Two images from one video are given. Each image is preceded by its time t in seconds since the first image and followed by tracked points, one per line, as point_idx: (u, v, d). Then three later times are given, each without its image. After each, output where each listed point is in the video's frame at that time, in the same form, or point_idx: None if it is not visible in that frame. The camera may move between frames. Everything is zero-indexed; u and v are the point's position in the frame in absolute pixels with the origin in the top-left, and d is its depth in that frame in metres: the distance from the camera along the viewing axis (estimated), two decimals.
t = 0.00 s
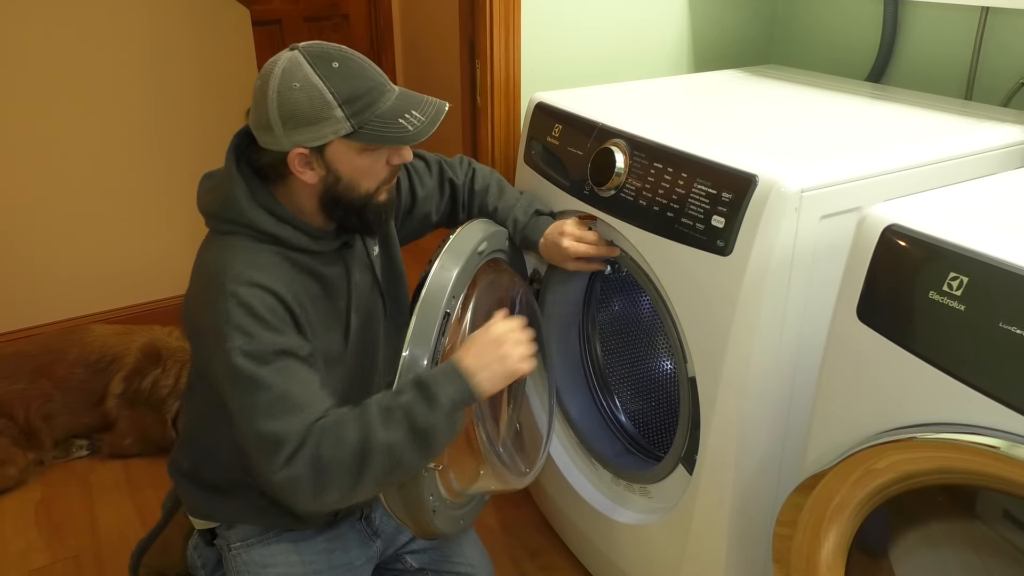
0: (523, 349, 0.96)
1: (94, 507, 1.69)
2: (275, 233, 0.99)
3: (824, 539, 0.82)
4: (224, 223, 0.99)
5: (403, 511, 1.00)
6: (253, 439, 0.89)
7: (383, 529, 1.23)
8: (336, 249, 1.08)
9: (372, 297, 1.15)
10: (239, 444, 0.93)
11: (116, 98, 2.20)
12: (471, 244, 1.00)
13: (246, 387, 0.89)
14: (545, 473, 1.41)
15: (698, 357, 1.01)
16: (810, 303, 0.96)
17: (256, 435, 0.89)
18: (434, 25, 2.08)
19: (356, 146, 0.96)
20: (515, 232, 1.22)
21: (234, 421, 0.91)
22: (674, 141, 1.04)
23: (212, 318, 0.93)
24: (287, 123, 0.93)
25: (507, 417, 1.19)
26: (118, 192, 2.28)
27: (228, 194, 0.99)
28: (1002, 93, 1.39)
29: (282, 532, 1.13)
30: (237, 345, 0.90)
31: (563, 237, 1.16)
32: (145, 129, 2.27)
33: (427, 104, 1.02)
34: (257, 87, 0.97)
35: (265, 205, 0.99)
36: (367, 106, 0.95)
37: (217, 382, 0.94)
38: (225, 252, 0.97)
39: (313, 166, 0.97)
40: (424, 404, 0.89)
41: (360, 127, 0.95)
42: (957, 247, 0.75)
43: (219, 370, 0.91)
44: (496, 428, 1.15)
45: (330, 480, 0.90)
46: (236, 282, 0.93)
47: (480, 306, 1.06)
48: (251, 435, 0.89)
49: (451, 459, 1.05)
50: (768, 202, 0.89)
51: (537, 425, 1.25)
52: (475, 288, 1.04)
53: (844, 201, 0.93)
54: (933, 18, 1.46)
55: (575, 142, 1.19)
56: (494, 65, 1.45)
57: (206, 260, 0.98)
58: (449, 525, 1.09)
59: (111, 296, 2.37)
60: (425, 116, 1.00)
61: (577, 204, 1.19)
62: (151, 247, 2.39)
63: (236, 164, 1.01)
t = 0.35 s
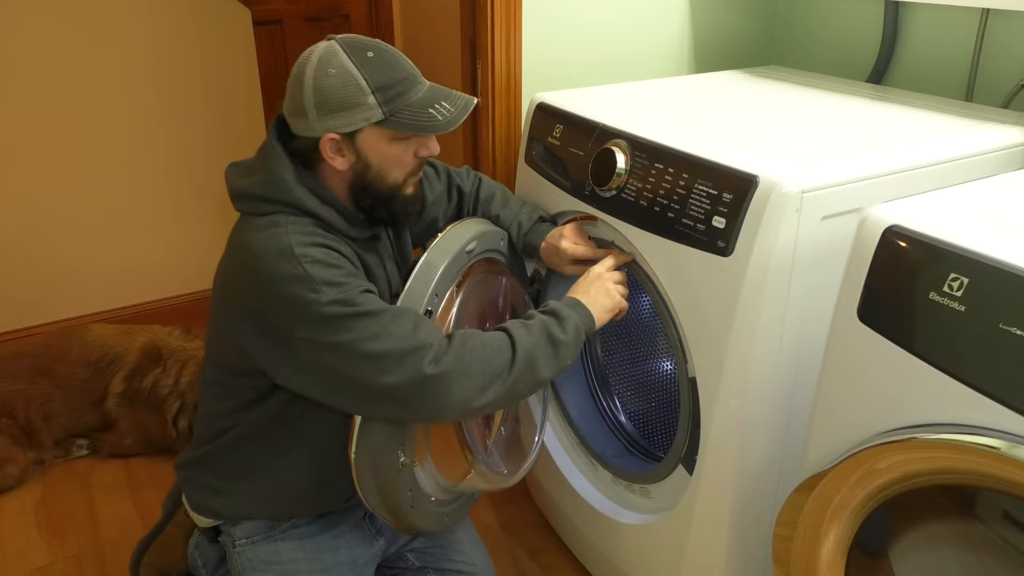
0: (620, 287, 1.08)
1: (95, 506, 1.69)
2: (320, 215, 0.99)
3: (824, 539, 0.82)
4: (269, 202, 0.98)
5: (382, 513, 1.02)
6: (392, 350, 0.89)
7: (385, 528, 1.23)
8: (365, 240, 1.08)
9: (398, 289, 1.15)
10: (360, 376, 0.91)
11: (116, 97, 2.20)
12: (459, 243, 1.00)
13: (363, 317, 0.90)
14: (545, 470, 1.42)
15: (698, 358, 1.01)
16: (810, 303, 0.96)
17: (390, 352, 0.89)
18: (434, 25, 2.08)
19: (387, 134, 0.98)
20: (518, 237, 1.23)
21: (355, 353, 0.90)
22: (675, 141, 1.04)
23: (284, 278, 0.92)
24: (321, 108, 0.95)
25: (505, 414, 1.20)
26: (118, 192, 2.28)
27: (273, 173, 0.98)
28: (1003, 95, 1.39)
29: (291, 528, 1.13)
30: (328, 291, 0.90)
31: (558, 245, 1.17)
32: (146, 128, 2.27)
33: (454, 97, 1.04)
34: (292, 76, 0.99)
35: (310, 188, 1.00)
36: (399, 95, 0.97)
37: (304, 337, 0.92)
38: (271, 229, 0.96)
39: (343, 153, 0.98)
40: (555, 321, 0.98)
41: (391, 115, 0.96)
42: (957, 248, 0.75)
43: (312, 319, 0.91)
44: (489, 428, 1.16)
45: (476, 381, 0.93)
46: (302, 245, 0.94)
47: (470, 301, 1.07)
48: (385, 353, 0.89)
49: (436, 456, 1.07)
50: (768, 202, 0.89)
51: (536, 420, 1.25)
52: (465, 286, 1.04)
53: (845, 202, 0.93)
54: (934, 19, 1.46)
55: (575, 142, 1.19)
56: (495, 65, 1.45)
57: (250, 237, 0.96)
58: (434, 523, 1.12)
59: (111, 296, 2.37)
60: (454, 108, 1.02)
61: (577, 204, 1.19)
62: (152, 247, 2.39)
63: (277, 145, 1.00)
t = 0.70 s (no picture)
0: (614, 288, 1.09)
1: (94, 506, 1.69)
2: (320, 215, 0.99)
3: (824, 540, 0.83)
4: (270, 202, 0.99)
5: (381, 513, 1.02)
6: (390, 347, 0.89)
7: (385, 528, 1.23)
8: (367, 241, 1.08)
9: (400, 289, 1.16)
10: (359, 374, 0.91)
11: (116, 97, 2.20)
12: (459, 244, 1.00)
13: (361, 314, 0.89)
14: (545, 469, 1.42)
15: (699, 359, 1.01)
16: (811, 305, 0.96)
17: (388, 350, 0.89)
18: (435, 26, 2.08)
19: (392, 137, 0.98)
20: (518, 238, 1.23)
21: (353, 351, 0.89)
22: (677, 142, 1.04)
23: (284, 277, 0.92)
24: (327, 109, 0.95)
25: (503, 415, 1.19)
26: (118, 193, 2.29)
27: (274, 172, 0.98)
28: (1002, 98, 1.40)
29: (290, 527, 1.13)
30: (326, 289, 0.90)
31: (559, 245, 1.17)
32: (146, 127, 2.27)
33: (461, 103, 1.04)
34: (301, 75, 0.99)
35: (311, 188, 1.00)
36: (405, 99, 0.97)
37: (302, 336, 0.92)
38: (272, 229, 0.96)
39: (348, 154, 0.98)
40: (553, 326, 0.99)
41: (397, 118, 0.96)
42: (958, 250, 0.75)
43: (310, 317, 0.90)
44: (488, 429, 1.16)
45: (474, 380, 0.93)
46: (301, 245, 0.94)
47: (469, 303, 1.07)
48: (384, 350, 0.89)
49: (437, 456, 1.07)
50: (770, 203, 0.89)
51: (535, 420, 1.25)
52: (465, 286, 1.04)
53: (846, 203, 0.93)
54: (935, 21, 1.46)
55: (576, 143, 1.19)
56: (496, 66, 1.46)
57: (251, 237, 0.97)
58: (433, 523, 1.12)
59: (112, 296, 2.37)
60: (460, 115, 1.02)
61: (579, 205, 1.19)
62: (152, 247, 2.39)
63: (279, 145, 1.00)
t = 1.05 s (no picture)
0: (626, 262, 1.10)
1: (94, 506, 1.69)
2: (318, 212, 0.99)
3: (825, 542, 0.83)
4: (266, 200, 0.98)
5: (382, 513, 1.02)
6: (390, 341, 0.89)
7: (385, 529, 1.23)
8: (365, 240, 1.08)
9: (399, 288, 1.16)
10: (361, 368, 0.90)
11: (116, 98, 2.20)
12: (460, 244, 1.00)
13: (360, 309, 0.90)
14: (545, 470, 1.42)
15: (700, 359, 1.01)
16: (812, 306, 0.96)
17: (388, 343, 0.89)
18: (436, 26, 2.08)
19: (384, 137, 0.98)
20: (520, 238, 1.22)
21: (354, 345, 0.90)
22: (679, 144, 1.04)
23: (281, 274, 0.92)
24: (320, 109, 0.95)
25: (504, 415, 1.20)
26: (119, 193, 2.29)
27: (272, 170, 0.98)
28: (1004, 99, 1.40)
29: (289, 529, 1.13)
30: (324, 284, 0.90)
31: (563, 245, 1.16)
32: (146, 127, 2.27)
33: (455, 102, 1.04)
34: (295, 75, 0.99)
35: (309, 186, 1.00)
36: (399, 98, 0.97)
37: (303, 332, 0.92)
38: (269, 226, 0.96)
39: (341, 154, 0.99)
40: (558, 303, 0.98)
41: (389, 117, 0.96)
42: (960, 252, 0.75)
43: (310, 314, 0.90)
44: (488, 430, 1.16)
45: (476, 368, 0.92)
46: (298, 241, 0.94)
47: (470, 303, 1.07)
48: (384, 343, 0.89)
49: (438, 457, 1.07)
50: (771, 204, 0.89)
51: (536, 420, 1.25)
52: (466, 286, 1.04)
53: (847, 205, 0.93)
54: (937, 22, 1.46)
55: (577, 144, 1.19)
56: (497, 66, 1.45)
57: (248, 235, 0.97)
58: (435, 524, 1.11)
59: (112, 296, 2.37)
60: (453, 114, 1.01)
61: (581, 206, 1.19)
62: (152, 247, 2.39)
63: (276, 143, 1.00)
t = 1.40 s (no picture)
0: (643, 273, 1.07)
1: (94, 506, 1.69)
2: (320, 207, 0.99)
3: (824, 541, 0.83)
4: (268, 195, 0.99)
5: (382, 513, 1.02)
6: (386, 334, 0.89)
7: (385, 528, 1.23)
8: (367, 237, 1.09)
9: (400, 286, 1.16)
10: (357, 361, 0.90)
11: (116, 98, 2.20)
12: (460, 244, 1.00)
13: (358, 301, 0.90)
14: (545, 469, 1.42)
15: (700, 358, 1.01)
16: (812, 305, 0.96)
17: (384, 336, 0.89)
18: (437, 27, 2.09)
19: (386, 132, 0.98)
20: (519, 238, 1.23)
21: (351, 337, 0.90)
22: (680, 145, 1.04)
23: (282, 266, 0.92)
24: (321, 105, 0.96)
25: (504, 415, 1.21)
26: (118, 193, 2.29)
27: (274, 166, 0.98)
28: (1003, 99, 1.40)
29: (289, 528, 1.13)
30: (324, 276, 0.90)
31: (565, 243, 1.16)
32: (146, 127, 2.27)
33: (455, 99, 1.04)
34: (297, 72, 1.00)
35: (310, 182, 1.01)
36: (399, 95, 0.97)
37: (302, 325, 0.92)
38: (271, 220, 0.96)
39: (343, 150, 0.99)
40: (562, 307, 0.98)
41: (390, 114, 0.96)
42: (958, 251, 0.75)
43: (308, 304, 0.91)
44: (488, 430, 1.17)
45: (471, 366, 0.92)
46: (299, 233, 0.94)
47: (470, 303, 1.07)
48: (380, 336, 0.89)
49: (438, 457, 1.07)
50: (771, 204, 0.89)
51: (536, 421, 1.25)
52: (466, 287, 1.04)
53: (847, 205, 0.93)
54: (936, 22, 1.46)
55: (577, 144, 1.19)
56: (497, 67, 1.45)
57: (251, 229, 0.97)
58: (436, 524, 1.11)
59: (112, 296, 2.37)
60: (454, 110, 1.02)
61: (582, 207, 1.19)
62: (152, 247, 2.39)
63: (279, 138, 1.01)
